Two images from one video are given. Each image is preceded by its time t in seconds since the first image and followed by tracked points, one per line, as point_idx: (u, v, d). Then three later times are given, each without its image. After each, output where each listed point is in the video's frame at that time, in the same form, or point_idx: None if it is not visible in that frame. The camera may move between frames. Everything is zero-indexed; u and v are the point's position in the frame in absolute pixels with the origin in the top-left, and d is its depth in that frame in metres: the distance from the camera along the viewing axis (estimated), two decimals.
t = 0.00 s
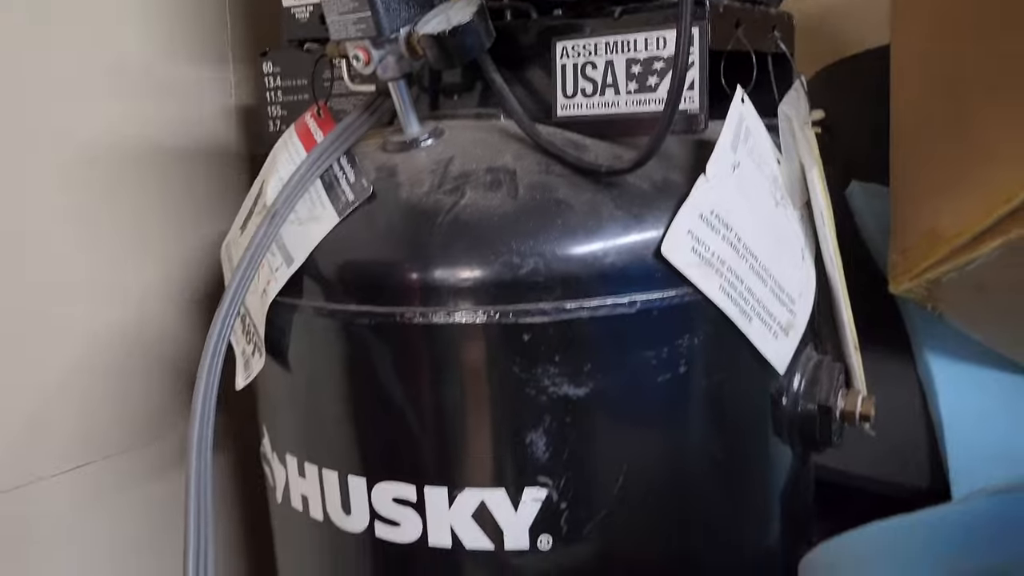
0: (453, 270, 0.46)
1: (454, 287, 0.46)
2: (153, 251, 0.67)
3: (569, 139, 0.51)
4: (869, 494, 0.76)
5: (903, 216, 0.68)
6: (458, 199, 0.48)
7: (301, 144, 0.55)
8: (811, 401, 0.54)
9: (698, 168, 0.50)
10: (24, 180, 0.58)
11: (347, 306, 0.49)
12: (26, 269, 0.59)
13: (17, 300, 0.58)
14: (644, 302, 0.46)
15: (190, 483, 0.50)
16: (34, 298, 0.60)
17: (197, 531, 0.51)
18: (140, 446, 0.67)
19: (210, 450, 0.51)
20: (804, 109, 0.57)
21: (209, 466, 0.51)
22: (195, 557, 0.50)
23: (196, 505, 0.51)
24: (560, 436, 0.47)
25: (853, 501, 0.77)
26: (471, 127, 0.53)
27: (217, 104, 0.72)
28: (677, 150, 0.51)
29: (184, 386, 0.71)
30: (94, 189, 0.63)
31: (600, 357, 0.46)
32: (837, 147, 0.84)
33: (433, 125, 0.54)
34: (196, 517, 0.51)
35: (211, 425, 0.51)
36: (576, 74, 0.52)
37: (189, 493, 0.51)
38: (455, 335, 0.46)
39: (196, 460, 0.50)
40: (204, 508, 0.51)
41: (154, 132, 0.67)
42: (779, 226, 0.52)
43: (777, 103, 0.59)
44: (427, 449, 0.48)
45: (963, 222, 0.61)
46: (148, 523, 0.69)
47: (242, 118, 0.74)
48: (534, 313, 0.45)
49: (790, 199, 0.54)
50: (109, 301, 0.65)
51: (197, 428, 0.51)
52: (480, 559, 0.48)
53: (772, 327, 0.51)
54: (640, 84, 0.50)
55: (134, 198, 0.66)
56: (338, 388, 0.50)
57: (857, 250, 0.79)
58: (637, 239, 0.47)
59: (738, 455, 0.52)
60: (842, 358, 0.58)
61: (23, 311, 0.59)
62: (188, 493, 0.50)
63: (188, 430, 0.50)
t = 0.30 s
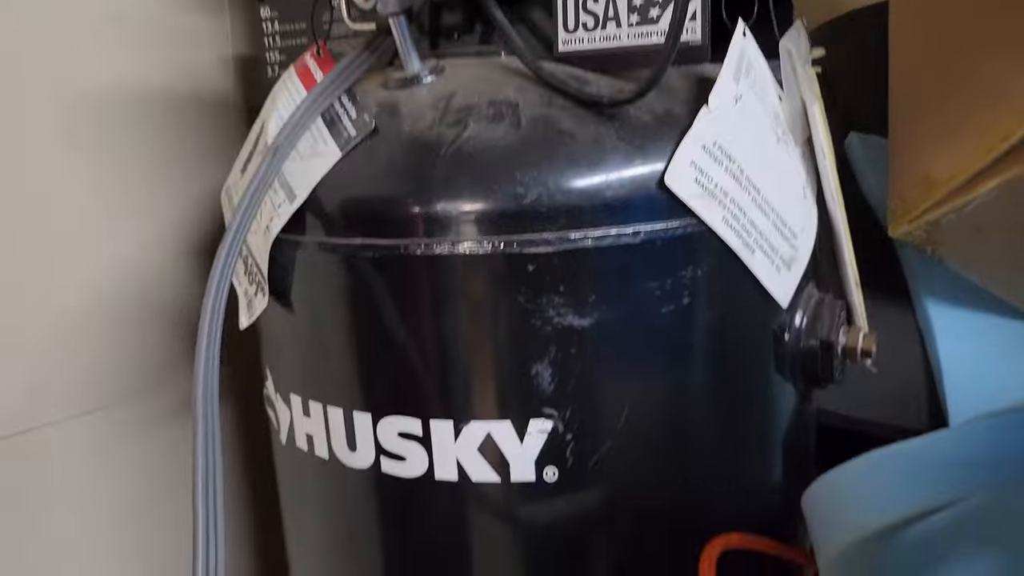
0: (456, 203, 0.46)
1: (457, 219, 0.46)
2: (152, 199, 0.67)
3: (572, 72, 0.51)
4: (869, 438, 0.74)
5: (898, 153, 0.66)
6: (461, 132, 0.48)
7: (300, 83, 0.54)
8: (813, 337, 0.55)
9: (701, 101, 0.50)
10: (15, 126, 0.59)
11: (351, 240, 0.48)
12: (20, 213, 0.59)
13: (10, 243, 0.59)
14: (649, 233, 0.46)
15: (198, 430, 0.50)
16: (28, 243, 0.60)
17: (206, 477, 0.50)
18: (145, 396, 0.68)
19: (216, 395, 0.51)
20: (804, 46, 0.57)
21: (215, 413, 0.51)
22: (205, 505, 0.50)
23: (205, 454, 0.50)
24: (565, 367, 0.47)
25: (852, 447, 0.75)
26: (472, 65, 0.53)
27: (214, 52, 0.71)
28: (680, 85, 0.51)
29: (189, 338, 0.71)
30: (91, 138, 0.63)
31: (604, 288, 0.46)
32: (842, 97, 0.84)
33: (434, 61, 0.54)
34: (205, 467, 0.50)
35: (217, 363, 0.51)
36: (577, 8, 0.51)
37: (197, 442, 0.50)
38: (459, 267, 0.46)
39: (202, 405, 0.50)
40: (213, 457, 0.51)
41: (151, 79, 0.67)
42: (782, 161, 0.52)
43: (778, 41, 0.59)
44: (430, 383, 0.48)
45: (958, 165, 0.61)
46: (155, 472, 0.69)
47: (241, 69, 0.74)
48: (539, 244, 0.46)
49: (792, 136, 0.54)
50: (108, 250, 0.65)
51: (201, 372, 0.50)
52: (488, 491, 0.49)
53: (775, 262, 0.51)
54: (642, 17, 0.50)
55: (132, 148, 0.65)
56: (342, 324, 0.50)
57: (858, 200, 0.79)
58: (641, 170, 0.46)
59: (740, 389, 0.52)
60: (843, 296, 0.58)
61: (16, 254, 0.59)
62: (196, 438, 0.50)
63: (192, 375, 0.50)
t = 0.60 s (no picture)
0: (472, 156, 0.45)
1: (477, 169, 0.45)
2: (157, 160, 0.66)
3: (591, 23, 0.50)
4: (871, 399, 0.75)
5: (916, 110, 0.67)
6: (481, 81, 0.47)
7: (311, 36, 0.53)
8: (831, 294, 0.54)
9: (721, 52, 0.49)
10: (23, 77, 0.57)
11: (369, 192, 0.47)
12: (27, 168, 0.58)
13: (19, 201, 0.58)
14: (672, 183, 0.46)
15: (221, 404, 0.49)
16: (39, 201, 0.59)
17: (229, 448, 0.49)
18: (150, 360, 0.67)
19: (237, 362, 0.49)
20: None
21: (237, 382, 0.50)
22: (230, 483, 0.49)
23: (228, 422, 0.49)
24: (587, 321, 0.47)
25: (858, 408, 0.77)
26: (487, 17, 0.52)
27: (217, 12, 0.70)
28: (699, 37, 0.51)
29: (194, 302, 0.70)
30: (98, 97, 0.62)
31: (628, 239, 0.46)
32: (847, 62, 0.84)
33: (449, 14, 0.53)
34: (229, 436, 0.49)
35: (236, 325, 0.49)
36: None
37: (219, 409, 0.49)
38: (480, 218, 0.45)
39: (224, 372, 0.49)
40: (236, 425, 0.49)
41: (154, 37, 0.65)
42: (803, 115, 0.52)
43: None
44: (446, 339, 0.48)
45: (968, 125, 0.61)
46: (162, 437, 0.68)
47: (244, 31, 0.73)
48: (562, 193, 0.45)
49: (810, 89, 0.53)
50: (115, 211, 0.64)
51: (221, 337, 0.49)
52: (510, 446, 0.48)
53: (796, 215, 0.50)
54: None
55: (136, 108, 0.64)
56: (358, 278, 0.49)
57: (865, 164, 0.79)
58: (663, 120, 0.46)
59: (759, 345, 0.51)
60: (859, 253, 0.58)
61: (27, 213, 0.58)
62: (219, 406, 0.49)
63: (213, 346, 0.48)
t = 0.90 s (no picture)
0: (481, 111, 0.45)
1: (488, 124, 0.45)
2: (157, 125, 0.65)
3: None
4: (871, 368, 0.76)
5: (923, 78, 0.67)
6: (492, 35, 0.47)
7: None
8: (838, 255, 0.54)
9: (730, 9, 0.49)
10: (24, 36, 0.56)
11: (378, 148, 0.47)
12: (28, 131, 0.57)
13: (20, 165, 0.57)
14: (684, 138, 0.46)
15: (234, 361, 0.49)
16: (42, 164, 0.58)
17: (242, 409, 0.50)
18: (149, 330, 0.66)
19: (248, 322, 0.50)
20: None
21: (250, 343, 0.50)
22: (246, 432, 0.50)
23: (241, 384, 0.50)
24: (598, 276, 0.46)
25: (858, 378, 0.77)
26: None
27: None
28: None
29: (194, 271, 0.69)
30: (97, 61, 0.61)
31: (639, 195, 0.46)
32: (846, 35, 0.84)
33: None
34: (241, 396, 0.50)
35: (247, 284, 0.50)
36: None
37: (232, 371, 0.49)
38: (491, 172, 0.45)
39: (236, 335, 0.49)
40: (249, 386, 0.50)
41: None
42: (811, 74, 0.52)
43: None
44: (456, 297, 0.47)
45: (969, 88, 0.61)
46: (162, 407, 0.68)
47: None
48: (575, 147, 0.45)
49: (817, 49, 0.53)
50: (116, 176, 0.63)
51: (231, 299, 0.49)
52: (521, 404, 0.48)
53: (804, 173, 0.51)
54: None
55: (134, 73, 0.63)
56: (365, 234, 0.49)
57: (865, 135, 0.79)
58: (674, 75, 0.46)
59: (766, 304, 0.52)
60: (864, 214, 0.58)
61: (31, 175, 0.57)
62: (231, 370, 0.49)
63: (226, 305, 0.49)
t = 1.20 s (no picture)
0: (483, 80, 0.44)
1: (491, 93, 0.44)
2: (153, 102, 0.65)
3: None
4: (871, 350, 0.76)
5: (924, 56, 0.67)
6: (497, 3, 0.46)
7: None
8: (839, 229, 0.54)
9: None
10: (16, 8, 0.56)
11: (381, 119, 0.47)
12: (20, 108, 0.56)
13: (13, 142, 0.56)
14: (689, 107, 0.46)
15: (240, 328, 0.49)
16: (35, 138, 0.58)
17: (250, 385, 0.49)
18: (144, 313, 0.65)
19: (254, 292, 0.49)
20: None
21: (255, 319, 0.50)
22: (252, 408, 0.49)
23: (246, 358, 0.49)
24: (603, 247, 0.46)
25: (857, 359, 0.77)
26: None
27: None
28: None
29: (193, 252, 0.69)
30: (89, 38, 0.60)
31: (644, 164, 0.45)
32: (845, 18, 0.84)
33: None
34: (247, 373, 0.49)
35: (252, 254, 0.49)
36: None
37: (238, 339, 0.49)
38: (494, 142, 0.45)
39: (242, 305, 0.49)
40: (255, 362, 0.50)
41: None
42: (813, 46, 0.51)
43: None
44: (461, 269, 0.47)
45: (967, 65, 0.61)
46: (160, 388, 0.67)
47: None
48: (580, 116, 0.44)
49: (819, 22, 0.53)
50: (110, 153, 0.62)
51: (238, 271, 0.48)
52: (527, 378, 0.48)
53: (807, 145, 0.50)
54: None
55: (128, 52, 0.63)
56: (368, 206, 0.49)
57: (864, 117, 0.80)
58: (679, 44, 0.46)
59: (769, 277, 0.51)
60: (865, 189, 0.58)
61: (24, 150, 0.57)
62: (238, 342, 0.49)
63: (231, 270, 0.48)
